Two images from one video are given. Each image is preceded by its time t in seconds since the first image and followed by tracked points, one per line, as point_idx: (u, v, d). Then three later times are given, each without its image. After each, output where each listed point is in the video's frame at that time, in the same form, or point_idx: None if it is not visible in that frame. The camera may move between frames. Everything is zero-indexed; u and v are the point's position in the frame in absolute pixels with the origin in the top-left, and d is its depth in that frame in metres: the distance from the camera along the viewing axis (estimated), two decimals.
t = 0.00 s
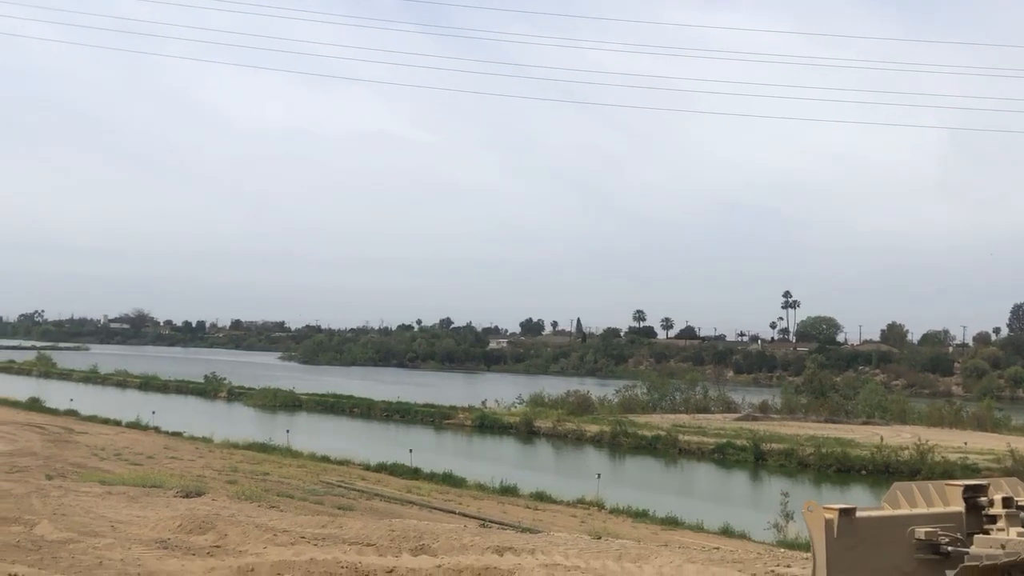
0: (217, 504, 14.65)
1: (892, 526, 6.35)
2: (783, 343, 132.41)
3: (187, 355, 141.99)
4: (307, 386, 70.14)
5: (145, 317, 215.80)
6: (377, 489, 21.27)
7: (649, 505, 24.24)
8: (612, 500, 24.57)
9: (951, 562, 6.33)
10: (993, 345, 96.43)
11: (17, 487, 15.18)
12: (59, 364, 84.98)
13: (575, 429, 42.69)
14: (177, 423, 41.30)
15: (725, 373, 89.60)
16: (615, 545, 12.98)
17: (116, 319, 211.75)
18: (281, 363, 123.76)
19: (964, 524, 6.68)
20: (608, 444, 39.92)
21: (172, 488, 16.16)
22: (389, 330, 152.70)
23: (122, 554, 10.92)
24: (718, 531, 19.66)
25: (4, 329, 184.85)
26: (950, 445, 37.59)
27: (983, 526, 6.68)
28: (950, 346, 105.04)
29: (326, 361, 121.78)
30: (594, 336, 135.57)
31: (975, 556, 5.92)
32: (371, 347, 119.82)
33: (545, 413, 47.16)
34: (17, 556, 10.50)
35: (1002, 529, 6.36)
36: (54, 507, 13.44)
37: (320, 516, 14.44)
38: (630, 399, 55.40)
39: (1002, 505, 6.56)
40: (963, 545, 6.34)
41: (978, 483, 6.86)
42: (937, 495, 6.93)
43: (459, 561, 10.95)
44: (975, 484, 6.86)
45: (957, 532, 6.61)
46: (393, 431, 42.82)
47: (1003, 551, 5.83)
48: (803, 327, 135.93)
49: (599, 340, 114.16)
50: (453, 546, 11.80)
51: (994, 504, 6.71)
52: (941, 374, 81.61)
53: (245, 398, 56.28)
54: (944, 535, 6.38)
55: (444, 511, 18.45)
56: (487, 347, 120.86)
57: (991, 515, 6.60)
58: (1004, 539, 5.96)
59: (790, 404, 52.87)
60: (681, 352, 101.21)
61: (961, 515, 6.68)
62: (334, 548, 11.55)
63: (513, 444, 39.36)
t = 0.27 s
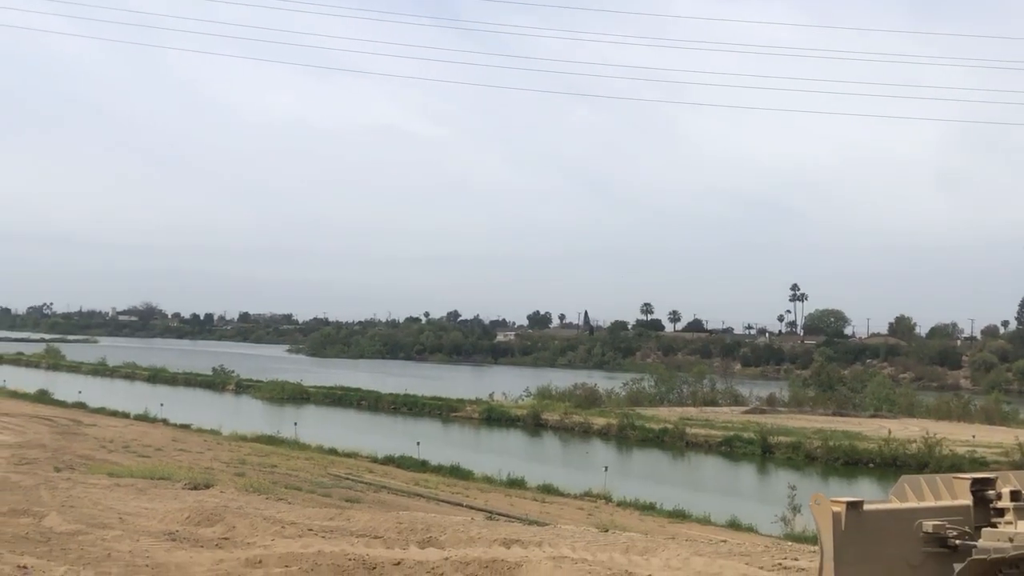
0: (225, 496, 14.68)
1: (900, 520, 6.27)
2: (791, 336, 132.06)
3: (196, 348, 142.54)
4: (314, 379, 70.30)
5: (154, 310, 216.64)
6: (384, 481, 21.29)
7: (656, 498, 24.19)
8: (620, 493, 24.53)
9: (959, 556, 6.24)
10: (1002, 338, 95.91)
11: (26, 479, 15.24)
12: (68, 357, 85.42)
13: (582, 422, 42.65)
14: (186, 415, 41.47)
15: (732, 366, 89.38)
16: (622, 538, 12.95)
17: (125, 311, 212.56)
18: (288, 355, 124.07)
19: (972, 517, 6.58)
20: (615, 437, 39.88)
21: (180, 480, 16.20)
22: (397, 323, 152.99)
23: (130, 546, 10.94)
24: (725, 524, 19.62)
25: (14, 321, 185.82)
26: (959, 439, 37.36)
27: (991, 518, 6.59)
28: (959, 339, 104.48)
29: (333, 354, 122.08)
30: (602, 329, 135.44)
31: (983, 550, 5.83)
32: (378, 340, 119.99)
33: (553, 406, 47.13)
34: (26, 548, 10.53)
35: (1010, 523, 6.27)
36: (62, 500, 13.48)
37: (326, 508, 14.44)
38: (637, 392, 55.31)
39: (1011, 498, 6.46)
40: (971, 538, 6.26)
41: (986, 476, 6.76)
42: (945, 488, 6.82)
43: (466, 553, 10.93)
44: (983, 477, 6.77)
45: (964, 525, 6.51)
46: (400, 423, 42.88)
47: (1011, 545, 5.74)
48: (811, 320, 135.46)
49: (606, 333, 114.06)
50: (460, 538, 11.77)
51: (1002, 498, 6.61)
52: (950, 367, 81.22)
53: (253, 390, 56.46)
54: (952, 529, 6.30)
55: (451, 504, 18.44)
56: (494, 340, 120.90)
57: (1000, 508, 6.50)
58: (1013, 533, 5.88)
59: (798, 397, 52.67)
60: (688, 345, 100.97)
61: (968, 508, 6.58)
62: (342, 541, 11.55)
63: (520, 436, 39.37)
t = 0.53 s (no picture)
0: (230, 493, 14.70)
1: (906, 516, 6.23)
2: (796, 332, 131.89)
3: (202, 344, 142.93)
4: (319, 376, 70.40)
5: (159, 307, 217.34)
6: (389, 478, 21.31)
7: (661, 495, 24.18)
8: (625, 490, 24.53)
9: (964, 553, 6.20)
10: (1009, 335, 95.63)
11: (32, 476, 15.28)
12: (74, 354, 85.64)
13: (587, 419, 42.63)
14: (191, 412, 41.54)
15: (737, 362, 89.25)
16: (628, 535, 12.92)
17: (131, 308, 213.12)
18: (294, 352, 124.31)
19: (977, 515, 6.53)
20: (620, 433, 39.84)
21: (186, 477, 16.23)
22: (402, 320, 153.18)
23: (136, 543, 10.96)
24: (730, 521, 19.61)
25: (21, 318, 186.70)
26: (964, 436, 37.25)
27: (997, 516, 6.54)
28: (965, 336, 104.17)
29: (339, 350, 122.29)
30: (607, 326, 135.39)
31: (989, 547, 5.79)
32: (384, 337, 120.14)
33: (558, 403, 47.12)
34: (32, 545, 10.55)
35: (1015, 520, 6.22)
36: (68, 496, 13.51)
37: (331, 505, 14.45)
38: (642, 389, 55.28)
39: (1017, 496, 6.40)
40: (978, 535, 6.21)
41: (992, 474, 6.71)
42: (951, 485, 6.78)
43: (472, 551, 10.92)
44: (989, 475, 6.71)
45: (970, 522, 6.47)
46: (405, 420, 42.93)
47: (1018, 542, 5.69)
48: (817, 317, 135.22)
49: (611, 329, 114.02)
50: (465, 536, 11.77)
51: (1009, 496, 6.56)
52: (956, 364, 81.00)
53: (258, 387, 56.53)
54: (958, 525, 6.25)
55: (456, 501, 18.45)
56: (499, 337, 120.98)
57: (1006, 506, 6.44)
58: (1019, 530, 5.84)
59: (803, 394, 52.54)
60: (693, 342, 100.85)
61: (974, 505, 6.53)
62: (347, 537, 11.56)
63: (525, 433, 39.37)
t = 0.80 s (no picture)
0: (234, 492, 14.71)
1: (909, 516, 6.19)
2: (799, 332, 131.80)
3: (205, 344, 143.15)
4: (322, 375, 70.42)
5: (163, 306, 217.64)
6: (392, 477, 21.30)
7: (664, 494, 24.17)
8: (628, 489, 24.53)
9: (967, 553, 6.16)
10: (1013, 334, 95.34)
11: (36, 475, 15.30)
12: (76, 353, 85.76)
13: (590, 418, 42.59)
14: (195, 411, 41.60)
15: (740, 361, 89.16)
16: (630, 534, 12.90)
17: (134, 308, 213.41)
18: (297, 352, 124.37)
19: (981, 514, 6.50)
20: (623, 433, 39.79)
21: (189, 476, 16.23)
22: (405, 319, 153.27)
23: (139, 543, 10.95)
24: (733, 520, 19.60)
25: (25, 317, 186.92)
26: (968, 435, 37.15)
27: (1001, 516, 6.51)
28: (969, 335, 103.93)
29: (342, 350, 122.40)
30: (610, 325, 135.39)
31: (992, 546, 5.75)
32: (387, 336, 120.20)
33: (561, 402, 47.09)
34: (36, 544, 10.56)
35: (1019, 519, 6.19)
36: (72, 496, 13.53)
37: (334, 505, 14.44)
38: (645, 388, 55.21)
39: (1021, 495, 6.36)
40: (981, 535, 6.18)
41: (996, 473, 6.67)
42: (954, 484, 6.74)
43: (475, 550, 10.91)
44: (993, 474, 6.67)
45: (973, 521, 6.43)
46: (408, 420, 42.93)
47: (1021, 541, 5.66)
48: (820, 316, 135.07)
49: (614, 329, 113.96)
50: (468, 535, 11.75)
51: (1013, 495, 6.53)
52: (959, 363, 80.79)
53: (261, 387, 56.60)
54: (961, 524, 6.21)
55: (460, 500, 18.44)
56: (503, 336, 120.96)
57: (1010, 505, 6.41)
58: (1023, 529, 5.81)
59: (807, 393, 52.47)
60: (696, 341, 100.73)
61: (978, 505, 6.50)
62: (350, 537, 11.54)
63: (528, 433, 39.38)
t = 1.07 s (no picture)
0: (236, 492, 14.72)
1: (912, 514, 6.18)
2: (801, 331, 131.74)
3: (208, 343, 143.29)
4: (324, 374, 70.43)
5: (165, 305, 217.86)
6: (394, 476, 21.34)
7: (666, 492, 24.18)
8: (630, 487, 24.58)
9: (969, 552, 6.15)
10: (1016, 332, 95.02)
11: (38, 474, 15.30)
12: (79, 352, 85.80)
13: (592, 417, 42.59)
14: (196, 410, 41.65)
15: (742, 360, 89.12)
16: (632, 533, 12.88)
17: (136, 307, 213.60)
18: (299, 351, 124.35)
19: (983, 512, 6.49)
20: (625, 432, 39.79)
21: (191, 475, 16.23)
22: (407, 318, 153.31)
23: (142, 542, 10.96)
24: (736, 519, 19.61)
25: (27, 316, 187.02)
26: (970, 434, 37.09)
27: (1002, 514, 6.50)
28: (971, 334, 103.81)
29: (344, 349, 122.46)
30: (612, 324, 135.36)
31: (994, 545, 5.72)
32: (389, 335, 120.26)
33: (563, 401, 47.10)
34: (38, 543, 10.57)
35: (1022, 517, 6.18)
36: (74, 495, 13.53)
37: (336, 503, 14.44)
38: (647, 387, 55.21)
39: None
40: (984, 534, 6.17)
41: (998, 472, 6.66)
42: (956, 483, 6.74)
43: (477, 548, 10.92)
44: (995, 472, 6.64)
45: (976, 520, 6.42)
46: (410, 419, 42.95)
47: None
48: (822, 316, 134.99)
49: (616, 328, 113.87)
50: (471, 533, 11.75)
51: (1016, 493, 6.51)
52: (961, 362, 80.70)
53: (263, 386, 56.65)
54: (963, 523, 6.20)
55: (462, 499, 18.46)
56: (504, 335, 121.01)
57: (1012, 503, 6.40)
58: None
59: (809, 392, 52.42)
60: (698, 340, 100.60)
61: (980, 503, 6.49)
62: (352, 536, 11.55)
63: (530, 431, 39.41)
